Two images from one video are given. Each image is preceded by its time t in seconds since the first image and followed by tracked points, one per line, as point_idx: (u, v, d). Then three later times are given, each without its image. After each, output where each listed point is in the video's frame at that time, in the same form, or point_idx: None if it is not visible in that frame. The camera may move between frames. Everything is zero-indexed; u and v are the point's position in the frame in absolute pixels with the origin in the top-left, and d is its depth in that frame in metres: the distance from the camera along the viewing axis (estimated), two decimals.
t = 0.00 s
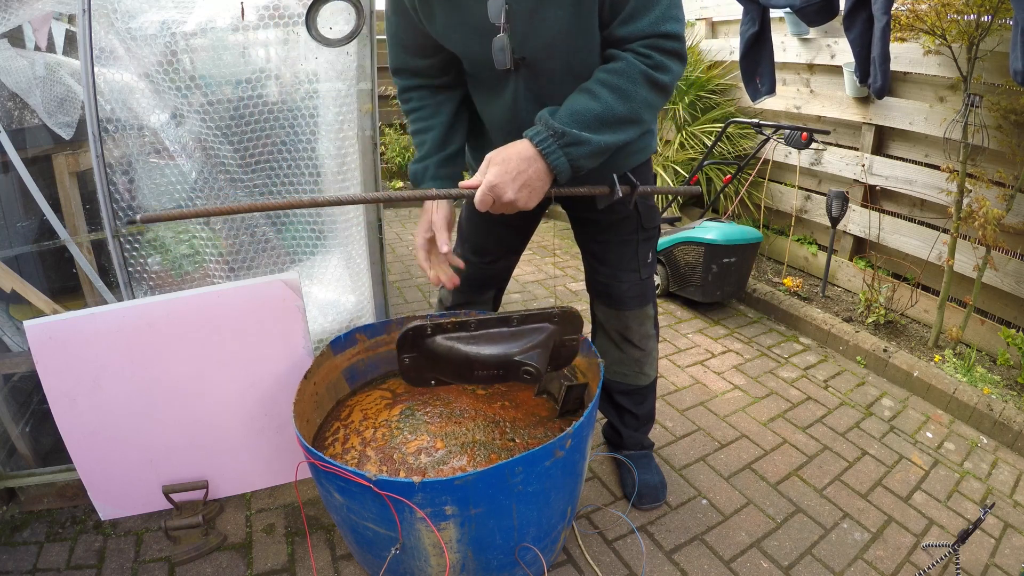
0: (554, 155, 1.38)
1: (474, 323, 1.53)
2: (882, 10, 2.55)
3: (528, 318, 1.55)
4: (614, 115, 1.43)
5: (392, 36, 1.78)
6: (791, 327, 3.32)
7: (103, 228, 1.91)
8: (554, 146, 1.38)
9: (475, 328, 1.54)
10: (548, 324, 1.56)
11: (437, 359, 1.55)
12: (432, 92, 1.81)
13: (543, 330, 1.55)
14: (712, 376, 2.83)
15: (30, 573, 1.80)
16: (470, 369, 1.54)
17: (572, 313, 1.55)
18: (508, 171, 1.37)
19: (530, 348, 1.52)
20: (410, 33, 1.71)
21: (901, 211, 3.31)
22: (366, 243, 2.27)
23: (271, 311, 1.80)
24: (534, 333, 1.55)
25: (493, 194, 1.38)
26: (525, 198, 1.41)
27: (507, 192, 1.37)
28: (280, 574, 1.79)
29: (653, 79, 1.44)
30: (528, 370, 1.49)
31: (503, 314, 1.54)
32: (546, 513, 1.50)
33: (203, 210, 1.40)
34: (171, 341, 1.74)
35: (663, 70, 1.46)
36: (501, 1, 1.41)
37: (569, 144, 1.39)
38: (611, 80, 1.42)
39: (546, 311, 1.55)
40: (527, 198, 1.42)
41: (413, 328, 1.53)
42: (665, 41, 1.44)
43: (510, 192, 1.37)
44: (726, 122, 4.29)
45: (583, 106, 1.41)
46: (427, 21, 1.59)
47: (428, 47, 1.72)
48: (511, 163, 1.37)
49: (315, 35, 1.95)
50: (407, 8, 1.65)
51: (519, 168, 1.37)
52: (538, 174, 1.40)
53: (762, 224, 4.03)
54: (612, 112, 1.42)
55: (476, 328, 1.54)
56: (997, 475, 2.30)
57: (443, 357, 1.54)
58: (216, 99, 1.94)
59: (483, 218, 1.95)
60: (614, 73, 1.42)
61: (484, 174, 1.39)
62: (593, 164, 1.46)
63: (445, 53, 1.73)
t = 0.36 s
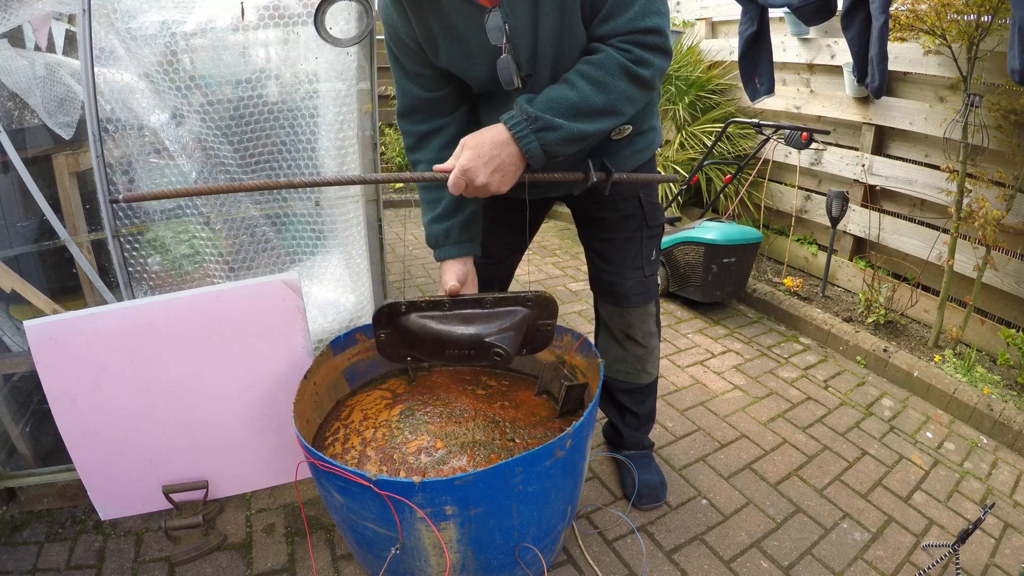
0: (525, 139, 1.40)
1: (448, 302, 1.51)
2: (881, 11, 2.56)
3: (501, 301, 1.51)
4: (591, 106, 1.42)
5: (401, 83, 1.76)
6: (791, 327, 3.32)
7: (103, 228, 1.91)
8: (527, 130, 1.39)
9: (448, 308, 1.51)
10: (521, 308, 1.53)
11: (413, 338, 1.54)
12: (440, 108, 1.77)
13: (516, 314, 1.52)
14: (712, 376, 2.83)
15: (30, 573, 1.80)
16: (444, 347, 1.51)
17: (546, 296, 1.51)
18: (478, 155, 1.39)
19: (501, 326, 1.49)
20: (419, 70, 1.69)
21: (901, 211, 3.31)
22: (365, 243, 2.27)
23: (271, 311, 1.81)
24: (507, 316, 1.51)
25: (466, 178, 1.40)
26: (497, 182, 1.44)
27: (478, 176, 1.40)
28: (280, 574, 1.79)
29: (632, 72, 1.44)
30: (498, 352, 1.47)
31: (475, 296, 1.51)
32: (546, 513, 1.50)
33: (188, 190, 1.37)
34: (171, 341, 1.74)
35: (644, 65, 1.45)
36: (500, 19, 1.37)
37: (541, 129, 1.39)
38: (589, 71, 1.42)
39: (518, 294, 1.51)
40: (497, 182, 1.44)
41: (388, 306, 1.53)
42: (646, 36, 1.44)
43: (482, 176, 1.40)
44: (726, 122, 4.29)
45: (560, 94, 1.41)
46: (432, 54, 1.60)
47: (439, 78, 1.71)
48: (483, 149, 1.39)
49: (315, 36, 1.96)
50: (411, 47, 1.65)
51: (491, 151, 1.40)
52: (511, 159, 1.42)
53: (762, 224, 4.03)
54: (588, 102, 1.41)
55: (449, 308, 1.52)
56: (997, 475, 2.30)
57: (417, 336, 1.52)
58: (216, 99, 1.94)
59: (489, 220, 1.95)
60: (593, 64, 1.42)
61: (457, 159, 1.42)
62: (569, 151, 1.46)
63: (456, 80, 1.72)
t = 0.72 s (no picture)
0: (510, 130, 1.40)
1: (437, 295, 1.49)
2: (878, 10, 2.55)
3: (490, 291, 1.50)
4: (577, 102, 1.42)
5: (411, 99, 1.78)
6: (791, 327, 3.32)
7: (103, 228, 1.91)
8: (512, 122, 1.40)
9: (438, 301, 1.49)
10: (511, 297, 1.52)
11: (404, 334, 1.51)
12: (447, 117, 1.76)
13: (506, 304, 1.51)
14: (712, 376, 2.83)
15: (30, 573, 1.80)
16: (435, 341, 1.49)
17: (534, 284, 1.51)
18: (464, 147, 1.40)
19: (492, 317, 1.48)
20: (425, 83, 1.71)
21: (901, 211, 3.31)
22: (365, 244, 2.29)
23: (271, 311, 1.81)
24: (499, 306, 1.51)
25: (454, 169, 1.43)
26: (486, 172, 1.46)
27: (466, 167, 1.42)
28: (280, 574, 1.79)
29: (621, 71, 1.43)
30: (490, 342, 1.46)
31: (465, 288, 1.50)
32: (546, 512, 1.50)
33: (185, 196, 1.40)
34: (171, 341, 1.74)
35: (632, 64, 1.44)
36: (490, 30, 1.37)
37: (526, 121, 1.40)
38: (577, 67, 1.42)
39: (507, 284, 1.51)
40: (486, 172, 1.46)
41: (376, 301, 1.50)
42: (636, 37, 1.43)
43: (470, 167, 1.42)
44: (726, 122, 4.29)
45: (546, 88, 1.42)
46: (436, 67, 1.62)
47: (446, 90, 1.72)
48: (470, 140, 1.41)
49: (315, 36, 1.96)
50: (416, 63, 1.67)
51: (478, 142, 1.41)
52: (498, 150, 1.44)
53: (762, 224, 4.03)
54: (574, 98, 1.41)
55: (438, 302, 1.50)
56: (997, 475, 2.30)
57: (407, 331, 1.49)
58: (216, 99, 1.94)
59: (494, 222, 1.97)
60: (582, 61, 1.42)
61: (446, 150, 1.44)
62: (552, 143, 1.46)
63: (463, 91, 1.72)
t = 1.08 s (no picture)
0: (505, 118, 1.40)
1: (409, 278, 1.46)
2: (878, 10, 2.55)
3: (466, 273, 1.49)
4: (574, 98, 1.42)
5: (418, 109, 1.78)
6: (791, 327, 3.32)
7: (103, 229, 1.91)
8: (508, 110, 1.40)
9: (411, 284, 1.47)
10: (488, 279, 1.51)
11: (378, 321, 1.46)
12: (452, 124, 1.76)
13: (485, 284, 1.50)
14: (712, 376, 2.83)
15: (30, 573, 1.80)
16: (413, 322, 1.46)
17: (508, 266, 1.50)
18: (458, 130, 1.41)
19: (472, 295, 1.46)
20: (432, 91, 1.72)
21: (901, 210, 3.31)
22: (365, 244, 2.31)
23: (271, 311, 1.82)
24: (478, 287, 1.49)
25: (448, 151, 1.44)
26: (480, 155, 1.46)
27: (460, 150, 1.44)
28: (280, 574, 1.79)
29: (621, 72, 1.43)
30: (477, 315, 1.45)
31: (440, 270, 1.48)
32: (546, 512, 1.50)
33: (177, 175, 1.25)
34: (170, 341, 1.74)
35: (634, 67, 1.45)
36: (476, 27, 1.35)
37: (523, 111, 1.39)
38: (578, 63, 1.42)
39: (483, 266, 1.50)
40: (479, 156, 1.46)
41: (345, 287, 1.45)
42: (639, 41, 1.43)
43: (463, 150, 1.44)
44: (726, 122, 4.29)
45: (544, 81, 1.41)
46: (442, 74, 1.64)
47: (453, 98, 1.72)
48: (465, 123, 1.41)
49: (315, 36, 1.97)
50: (422, 73, 1.69)
51: (472, 125, 1.41)
52: (493, 135, 1.43)
53: (762, 224, 4.03)
54: (572, 93, 1.42)
55: (411, 285, 1.47)
56: (997, 475, 2.30)
57: (383, 314, 1.45)
58: (216, 99, 1.94)
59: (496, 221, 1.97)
60: (583, 59, 1.42)
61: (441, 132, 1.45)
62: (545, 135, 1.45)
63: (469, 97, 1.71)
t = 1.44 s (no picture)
0: (508, 120, 1.40)
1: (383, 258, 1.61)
2: (879, 10, 2.54)
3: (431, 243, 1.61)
4: (578, 102, 1.43)
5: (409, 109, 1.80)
6: (791, 327, 3.32)
7: (103, 229, 1.91)
8: (511, 112, 1.40)
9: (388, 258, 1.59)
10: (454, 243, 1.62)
11: (370, 293, 1.50)
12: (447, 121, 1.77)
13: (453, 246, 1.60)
14: (712, 376, 2.83)
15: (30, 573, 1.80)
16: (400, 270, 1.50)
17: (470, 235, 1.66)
18: (460, 131, 1.40)
19: (446, 237, 1.58)
20: (426, 93, 1.73)
21: (901, 211, 3.31)
22: (365, 244, 2.32)
23: (271, 311, 1.82)
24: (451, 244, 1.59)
25: (448, 153, 1.41)
26: (480, 157, 1.45)
27: (461, 152, 1.41)
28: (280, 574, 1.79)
29: (625, 77, 1.44)
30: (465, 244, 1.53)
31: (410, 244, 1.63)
32: (546, 512, 1.50)
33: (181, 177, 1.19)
34: (170, 341, 1.74)
35: (637, 71, 1.45)
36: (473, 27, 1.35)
37: (525, 112, 1.40)
38: (582, 68, 1.42)
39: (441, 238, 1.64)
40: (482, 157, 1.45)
41: (329, 284, 1.56)
42: (642, 48, 1.45)
43: (464, 152, 1.42)
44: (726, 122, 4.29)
45: (548, 84, 1.42)
46: (439, 77, 1.64)
47: (445, 100, 1.73)
48: (466, 125, 1.40)
49: (315, 36, 1.97)
50: (419, 73, 1.69)
51: (473, 126, 1.40)
52: (494, 137, 1.43)
53: (762, 224, 4.03)
54: (576, 97, 1.42)
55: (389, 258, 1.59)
56: (997, 475, 2.30)
57: (368, 280, 1.52)
58: (216, 99, 1.95)
59: (496, 222, 1.97)
60: (588, 63, 1.42)
61: (441, 133, 1.43)
62: (546, 136, 1.46)
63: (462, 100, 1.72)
